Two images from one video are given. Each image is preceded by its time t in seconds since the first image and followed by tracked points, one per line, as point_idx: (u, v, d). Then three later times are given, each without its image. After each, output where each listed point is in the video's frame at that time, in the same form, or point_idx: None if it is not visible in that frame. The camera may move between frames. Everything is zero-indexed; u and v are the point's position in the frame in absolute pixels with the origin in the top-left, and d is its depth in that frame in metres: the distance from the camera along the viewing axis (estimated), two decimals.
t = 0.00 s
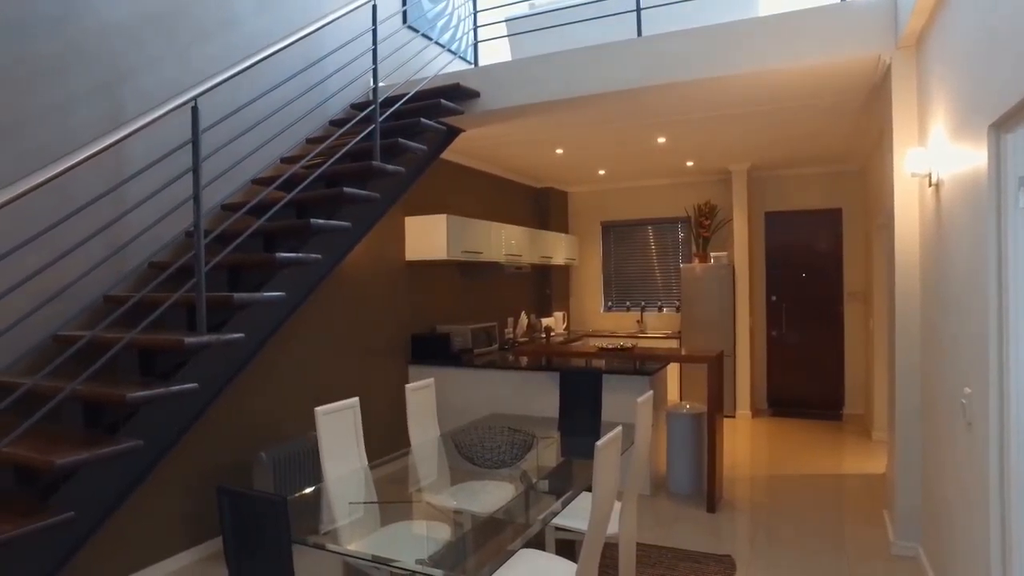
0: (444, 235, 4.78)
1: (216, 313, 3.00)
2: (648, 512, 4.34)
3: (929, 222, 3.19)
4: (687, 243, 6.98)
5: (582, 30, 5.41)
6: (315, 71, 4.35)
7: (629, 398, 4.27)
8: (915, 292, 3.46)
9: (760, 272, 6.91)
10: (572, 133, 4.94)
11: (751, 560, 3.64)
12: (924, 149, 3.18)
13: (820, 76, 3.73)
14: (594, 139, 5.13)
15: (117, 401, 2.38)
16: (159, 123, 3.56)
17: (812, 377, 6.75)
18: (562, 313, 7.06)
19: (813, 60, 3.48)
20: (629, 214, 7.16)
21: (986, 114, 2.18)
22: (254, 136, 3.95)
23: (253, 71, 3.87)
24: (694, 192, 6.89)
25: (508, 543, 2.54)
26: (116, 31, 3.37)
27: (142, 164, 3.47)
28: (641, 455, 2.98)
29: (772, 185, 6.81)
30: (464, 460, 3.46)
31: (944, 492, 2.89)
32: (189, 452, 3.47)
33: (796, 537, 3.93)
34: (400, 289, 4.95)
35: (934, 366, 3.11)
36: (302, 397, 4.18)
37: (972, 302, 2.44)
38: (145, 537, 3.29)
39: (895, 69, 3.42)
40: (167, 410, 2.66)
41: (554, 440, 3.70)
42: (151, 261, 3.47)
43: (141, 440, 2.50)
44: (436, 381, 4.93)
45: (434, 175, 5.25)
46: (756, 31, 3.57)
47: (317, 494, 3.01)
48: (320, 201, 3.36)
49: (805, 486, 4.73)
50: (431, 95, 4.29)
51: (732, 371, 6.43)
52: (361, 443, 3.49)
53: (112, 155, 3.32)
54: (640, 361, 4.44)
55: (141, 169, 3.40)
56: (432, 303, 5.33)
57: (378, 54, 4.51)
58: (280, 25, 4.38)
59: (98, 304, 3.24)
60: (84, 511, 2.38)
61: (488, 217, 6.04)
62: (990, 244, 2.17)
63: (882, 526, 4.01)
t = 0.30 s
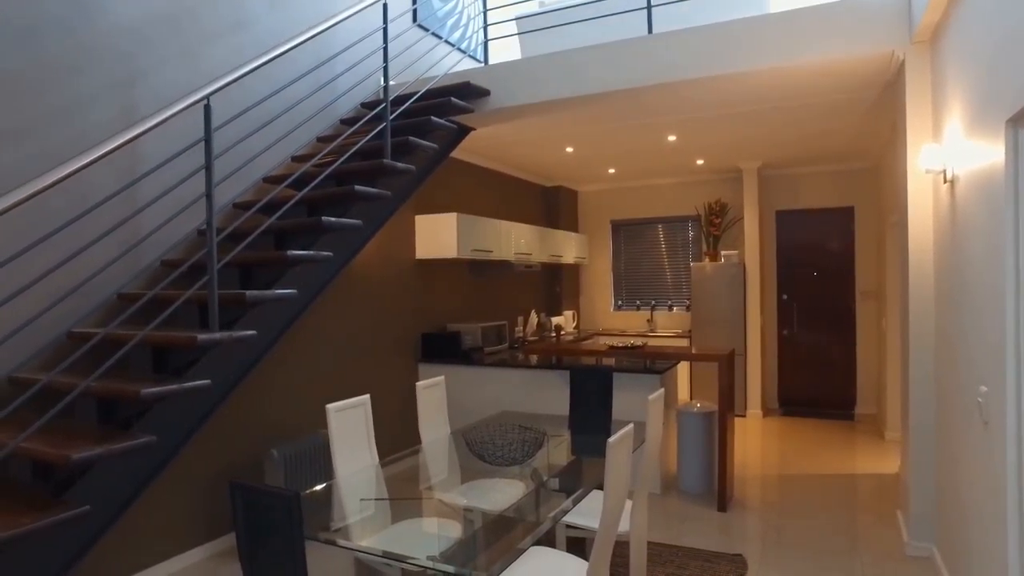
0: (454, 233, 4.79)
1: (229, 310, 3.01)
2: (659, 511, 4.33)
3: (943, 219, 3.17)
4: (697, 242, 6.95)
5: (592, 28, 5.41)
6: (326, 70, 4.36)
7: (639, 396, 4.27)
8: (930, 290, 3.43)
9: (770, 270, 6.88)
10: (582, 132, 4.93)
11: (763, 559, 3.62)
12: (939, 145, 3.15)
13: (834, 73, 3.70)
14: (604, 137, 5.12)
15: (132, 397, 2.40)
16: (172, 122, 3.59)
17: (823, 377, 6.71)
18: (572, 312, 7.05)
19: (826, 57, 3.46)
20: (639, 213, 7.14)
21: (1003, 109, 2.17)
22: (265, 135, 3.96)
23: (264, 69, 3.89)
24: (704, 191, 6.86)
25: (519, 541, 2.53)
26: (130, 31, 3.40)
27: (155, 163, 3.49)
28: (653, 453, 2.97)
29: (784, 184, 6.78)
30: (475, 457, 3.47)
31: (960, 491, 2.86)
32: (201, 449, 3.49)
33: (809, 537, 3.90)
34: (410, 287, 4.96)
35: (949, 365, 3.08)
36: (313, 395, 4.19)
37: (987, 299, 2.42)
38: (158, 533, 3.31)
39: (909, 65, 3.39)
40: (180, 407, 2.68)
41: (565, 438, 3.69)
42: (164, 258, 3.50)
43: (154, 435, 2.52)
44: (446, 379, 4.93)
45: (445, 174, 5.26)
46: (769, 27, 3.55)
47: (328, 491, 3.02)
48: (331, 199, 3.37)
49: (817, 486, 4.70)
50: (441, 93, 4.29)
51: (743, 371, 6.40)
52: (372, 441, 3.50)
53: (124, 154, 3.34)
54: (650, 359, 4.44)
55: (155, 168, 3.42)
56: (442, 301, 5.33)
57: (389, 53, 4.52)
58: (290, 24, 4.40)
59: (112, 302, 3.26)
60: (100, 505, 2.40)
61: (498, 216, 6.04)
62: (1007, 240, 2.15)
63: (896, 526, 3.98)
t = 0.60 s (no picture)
0: (464, 232, 4.79)
1: (240, 307, 3.03)
2: (669, 511, 4.31)
3: (958, 216, 3.14)
4: (708, 241, 6.93)
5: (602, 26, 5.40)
6: (336, 69, 4.37)
7: (649, 395, 4.26)
8: (944, 288, 3.40)
9: (782, 269, 6.85)
10: (592, 130, 4.92)
11: (775, 559, 3.60)
12: (954, 142, 3.13)
13: (848, 69, 3.67)
14: (614, 136, 5.11)
15: (145, 394, 2.42)
16: (185, 121, 3.61)
17: (835, 376, 6.67)
18: (582, 312, 7.04)
19: (839, 54, 3.44)
20: (649, 212, 7.12)
21: (1019, 105, 2.14)
22: (276, 134, 3.97)
23: (275, 69, 3.91)
24: (715, 189, 6.83)
25: (530, 539, 2.53)
26: (144, 32, 3.43)
27: (168, 161, 3.52)
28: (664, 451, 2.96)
29: (795, 182, 6.75)
30: (485, 455, 3.47)
31: (975, 490, 2.84)
32: (213, 446, 3.52)
33: (821, 537, 3.88)
34: (420, 286, 4.97)
35: (964, 364, 3.05)
36: (324, 393, 4.21)
37: (1003, 296, 2.39)
38: (171, 530, 3.34)
39: (923, 61, 3.36)
40: (193, 403, 2.70)
41: (575, 437, 3.68)
42: (176, 256, 3.52)
43: (167, 432, 2.53)
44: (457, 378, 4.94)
45: (455, 172, 5.27)
46: (781, 24, 3.53)
47: (340, 488, 3.03)
48: (341, 197, 3.37)
49: (829, 486, 4.67)
50: (451, 91, 4.29)
51: (753, 370, 6.37)
52: (383, 438, 3.51)
53: (137, 153, 3.37)
54: (661, 358, 4.43)
55: (167, 166, 3.45)
56: (453, 300, 5.34)
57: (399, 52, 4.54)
58: (301, 23, 4.42)
59: (125, 300, 3.28)
60: (114, 500, 2.42)
61: (508, 215, 6.04)
62: None
63: (909, 526, 3.95)
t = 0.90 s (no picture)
0: (474, 230, 4.79)
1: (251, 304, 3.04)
2: (679, 509, 4.30)
3: (973, 212, 3.11)
4: (718, 240, 6.90)
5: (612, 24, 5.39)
6: (345, 67, 4.38)
7: (659, 393, 4.24)
8: (958, 285, 3.37)
9: (792, 268, 6.81)
10: (602, 128, 4.91)
11: (786, 558, 3.58)
12: (969, 137, 3.10)
13: (861, 66, 3.65)
14: (624, 134, 5.10)
15: (157, 389, 2.44)
16: (196, 120, 3.63)
17: (846, 375, 6.62)
18: (591, 310, 7.03)
19: (851, 49, 3.41)
20: (658, 211, 7.10)
21: None
22: (286, 132, 3.99)
23: (284, 67, 3.92)
24: (725, 188, 6.80)
25: (539, 536, 2.53)
26: (156, 31, 3.46)
27: (179, 159, 3.54)
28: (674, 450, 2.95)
29: (805, 180, 6.71)
30: (495, 452, 3.47)
31: (990, 489, 2.81)
32: (224, 442, 3.53)
33: (832, 536, 3.85)
34: (430, 284, 4.97)
35: (979, 362, 3.02)
36: (334, 391, 4.22)
37: (1019, 293, 2.36)
38: (182, 525, 3.36)
39: (937, 56, 3.33)
40: (204, 399, 2.71)
41: (585, 435, 3.67)
42: (188, 254, 3.54)
43: (179, 427, 2.55)
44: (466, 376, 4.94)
45: (464, 171, 5.27)
46: (793, 19, 3.51)
47: (350, 485, 3.04)
48: (351, 195, 3.38)
49: (840, 485, 4.64)
50: (461, 90, 4.30)
51: (764, 369, 6.34)
52: (393, 435, 3.51)
53: (148, 150, 3.38)
54: (671, 357, 4.41)
55: (179, 164, 3.47)
56: (462, 298, 5.34)
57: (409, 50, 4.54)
58: (311, 22, 4.43)
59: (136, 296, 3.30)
60: (127, 495, 2.45)
61: (518, 213, 6.04)
62: None
63: (922, 526, 3.91)
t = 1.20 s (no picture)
0: (485, 228, 4.80)
1: (263, 301, 3.06)
2: (690, 508, 4.28)
3: (989, 209, 3.08)
4: (729, 238, 6.86)
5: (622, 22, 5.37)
6: (356, 65, 4.39)
7: (671, 391, 4.23)
8: (973, 283, 3.34)
9: (804, 266, 6.77)
10: (613, 126, 4.90)
11: (798, 557, 3.56)
12: (985, 133, 3.07)
13: (874, 62, 3.62)
14: (634, 132, 5.08)
15: (171, 385, 2.46)
16: (208, 117, 3.65)
17: (859, 374, 6.57)
18: (601, 309, 7.02)
19: (865, 45, 3.39)
20: (669, 209, 7.08)
21: None
22: (298, 130, 4.00)
23: (295, 65, 3.93)
24: (736, 186, 6.77)
25: (550, 534, 2.52)
26: (170, 31, 3.49)
27: (192, 157, 3.56)
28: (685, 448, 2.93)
29: (817, 178, 6.67)
30: (507, 450, 3.47)
31: (1006, 488, 2.78)
32: (237, 438, 3.55)
33: (845, 535, 3.83)
34: (440, 282, 4.98)
35: (995, 360, 2.99)
36: (345, 388, 4.23)
37: None
38: (195, 521, 3.38)
39: (953, 52, 3.30)
40: (217, 396, 2.73)
41: (597, 433, 3.66)
42: (200, 251, 3.56)
43: (192, 423, 2.57)
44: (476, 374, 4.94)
45: (475, 169, 5.28)
46: (805, 16, 3.50)
47: (362, 481, 3.05)
48: (363, 192, 3.39)
49: (853, 485, 4.61)
50: (472, 87, 4.29)
51: (775, 368, 6.30)
52: (405, 432, 3.52)
53: (161, 149, 3.41)
54: (682, 355, 4.40)
55: (191, 162, 3.48)
56: (472, 296, 5.34)
57: (419, 48, 4.55)
58: (322, 20, 4.44)
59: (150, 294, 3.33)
60: (142, 490, 2.47)
61: (528, 212, 6.04)
62: None
63: (936, 526, 3.88)
